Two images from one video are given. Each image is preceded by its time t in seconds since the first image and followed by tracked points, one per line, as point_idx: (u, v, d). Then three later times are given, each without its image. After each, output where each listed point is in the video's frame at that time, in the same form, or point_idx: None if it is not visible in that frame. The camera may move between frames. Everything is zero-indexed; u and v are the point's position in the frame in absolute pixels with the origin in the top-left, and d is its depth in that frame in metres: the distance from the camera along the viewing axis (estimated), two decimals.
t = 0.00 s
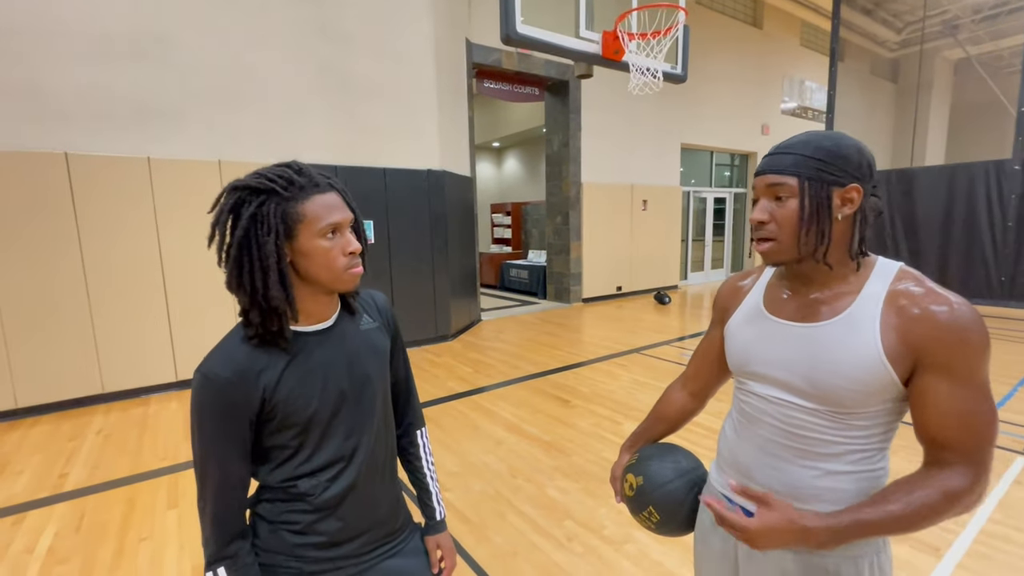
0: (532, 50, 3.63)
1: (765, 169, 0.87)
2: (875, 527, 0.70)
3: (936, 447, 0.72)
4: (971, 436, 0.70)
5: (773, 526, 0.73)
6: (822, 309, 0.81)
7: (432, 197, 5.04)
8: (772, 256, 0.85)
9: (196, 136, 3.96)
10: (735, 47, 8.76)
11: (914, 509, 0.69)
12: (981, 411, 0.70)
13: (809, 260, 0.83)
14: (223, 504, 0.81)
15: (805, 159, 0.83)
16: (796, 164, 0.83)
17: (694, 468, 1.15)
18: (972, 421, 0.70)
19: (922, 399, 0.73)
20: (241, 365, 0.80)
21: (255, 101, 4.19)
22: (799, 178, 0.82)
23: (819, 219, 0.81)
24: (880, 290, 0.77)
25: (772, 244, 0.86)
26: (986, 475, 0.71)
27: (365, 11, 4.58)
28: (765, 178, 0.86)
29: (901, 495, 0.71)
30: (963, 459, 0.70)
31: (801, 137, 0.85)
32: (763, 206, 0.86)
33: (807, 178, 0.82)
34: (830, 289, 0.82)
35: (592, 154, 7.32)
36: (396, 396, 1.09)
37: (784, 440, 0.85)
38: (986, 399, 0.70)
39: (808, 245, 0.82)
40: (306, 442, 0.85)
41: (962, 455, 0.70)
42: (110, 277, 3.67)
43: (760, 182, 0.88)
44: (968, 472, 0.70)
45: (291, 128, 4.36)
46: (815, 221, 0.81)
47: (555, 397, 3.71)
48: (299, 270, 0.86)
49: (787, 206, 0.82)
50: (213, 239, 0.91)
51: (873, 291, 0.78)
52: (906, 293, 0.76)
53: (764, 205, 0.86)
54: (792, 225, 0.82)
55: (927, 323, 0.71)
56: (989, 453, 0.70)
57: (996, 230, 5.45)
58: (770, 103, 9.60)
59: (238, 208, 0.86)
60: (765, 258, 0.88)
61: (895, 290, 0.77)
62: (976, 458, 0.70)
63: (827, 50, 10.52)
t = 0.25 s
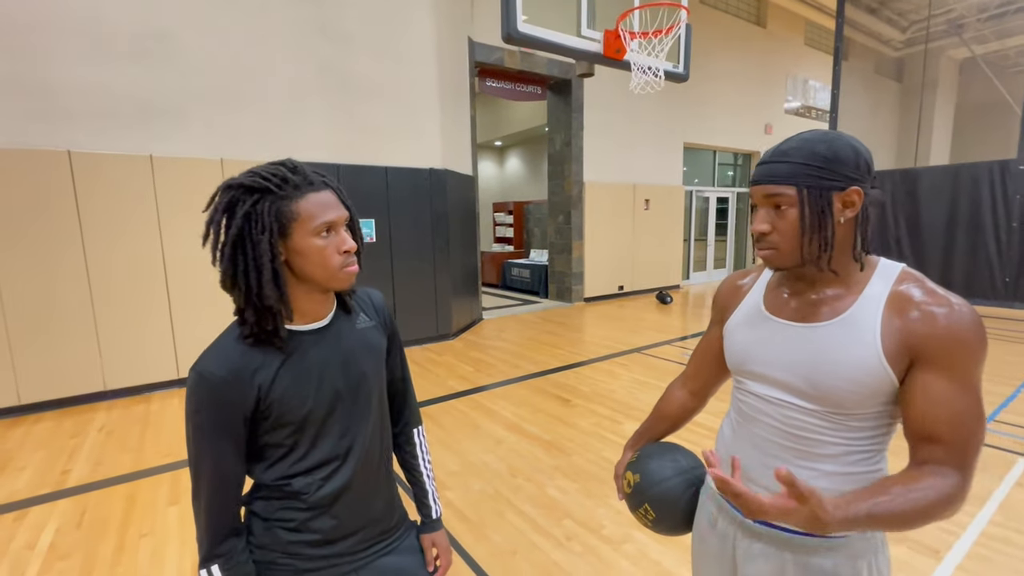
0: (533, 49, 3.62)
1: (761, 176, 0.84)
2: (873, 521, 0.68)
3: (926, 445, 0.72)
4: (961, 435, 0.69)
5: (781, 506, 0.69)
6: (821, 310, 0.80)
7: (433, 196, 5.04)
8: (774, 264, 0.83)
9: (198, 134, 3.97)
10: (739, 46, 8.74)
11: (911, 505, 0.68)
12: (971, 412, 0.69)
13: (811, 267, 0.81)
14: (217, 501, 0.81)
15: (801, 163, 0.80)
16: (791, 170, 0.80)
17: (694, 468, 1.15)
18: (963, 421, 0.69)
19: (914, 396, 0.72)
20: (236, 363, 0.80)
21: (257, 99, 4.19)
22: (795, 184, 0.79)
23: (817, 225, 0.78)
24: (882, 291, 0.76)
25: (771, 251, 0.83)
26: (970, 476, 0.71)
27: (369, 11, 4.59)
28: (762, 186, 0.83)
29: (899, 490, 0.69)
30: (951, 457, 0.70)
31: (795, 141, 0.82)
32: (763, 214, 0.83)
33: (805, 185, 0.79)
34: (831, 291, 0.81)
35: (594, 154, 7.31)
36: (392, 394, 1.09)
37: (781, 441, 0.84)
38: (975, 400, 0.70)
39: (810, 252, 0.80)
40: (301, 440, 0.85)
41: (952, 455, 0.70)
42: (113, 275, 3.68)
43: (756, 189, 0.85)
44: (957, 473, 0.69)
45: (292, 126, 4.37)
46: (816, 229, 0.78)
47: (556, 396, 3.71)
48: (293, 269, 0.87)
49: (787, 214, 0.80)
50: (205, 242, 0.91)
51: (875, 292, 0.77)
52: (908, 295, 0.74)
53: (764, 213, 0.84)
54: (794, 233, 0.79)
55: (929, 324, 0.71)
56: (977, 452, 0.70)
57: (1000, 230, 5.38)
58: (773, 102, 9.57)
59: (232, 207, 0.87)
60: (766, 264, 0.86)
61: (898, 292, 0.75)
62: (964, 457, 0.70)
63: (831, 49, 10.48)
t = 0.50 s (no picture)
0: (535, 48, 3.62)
1: (755, 175, 0.84)
2: (884, 537, 0.66)
3: (944, 453, 0.69)
4: (982, 443, 0.66)
5: (787, 548, 0.69)
6: (819, 311, 0.79)
7: (435, 195, 5.04)
8: (769, 263, 0.83)
9: (200, 133, 3.98)
10: (742, 45, 8.71)
11: (924, 517, 0.66)
12: (986, 416, 0.67)
13: (804, 265, 0.80)
14: (214, 499, 0.81)
15: (795, 161, 0.80)
16: (785, 168, 0.80)
17: (696, 467, 1.14)
18: (979, 426, 0.66)
19: (923, 403, 0.70)
20: (233, 362, 0.80)
21: (259, 98, 4.19)
22: (789, 182, 0.79)
23: (811, 223, 0.78)
24: (880, 291, 0.74)
25: (766, 250, 0.83)
26: (999, 482, 0.67)
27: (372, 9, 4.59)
28: (755, 184, 0.83)
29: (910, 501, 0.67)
30: (971, 466, 0.67)
31: (788, 139, 0.82)
32: (756, 212, 0.83)
33: (795, 182, 0.79)
34: (829, 291, 0.79)
35: (596, 153, 7.30)
36: (391, 394, 1.09)
37: (780, 443, 0.83)
38: (992, 402, 0.67)
39: (800, 249, 0.79)
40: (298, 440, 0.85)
41: (971, 461, 0.67)
42: (115, 273, 3.68)
43: (750, 188, 0.85)
44: (979, 480, 0.67)
45: (294, 125, 4.37)
46: (807, 225, 0.78)
47: (557, 395, 3.71)
48: (290, 267, 0.86)
49: (780, 212, 0.79)
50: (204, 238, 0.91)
51: (873, 292, 0.75)
52: (907, 294, 0.72)
53: (756, 211, 0.84)
54: (783, 231, 0.79)
55: (927, 326, 0.68)
56: (1002, 459, 0.67)
57: (1004, 231, 5.35)
58: (776, 101, 9.54)
59: (230, 205, 0.87)
60: (761, 264, 0.85)
61: (896, 290, 0.74)
62: (987, 465, 0.67)
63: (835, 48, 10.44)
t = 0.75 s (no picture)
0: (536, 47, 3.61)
1: (753, 174, 0.83)
2: (888, 540, 0.67)
3: (948, 455, 0.69)
4: (986, 445, 0.67)
5: (799, 555, 0.70)
6: (821, 312, 0.78)
7: (436, 194, 5.04)
8: (767, 263, 0.82)
9: (202, 132, 3.98)
10: (744, 44, 8.69)
11: (927, 520, 0.67)
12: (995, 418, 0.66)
13: (804, 265, 0.79)
14: (212, 499, 0.81)
15: (792, 160, 0.79)
16: (783, 167, 0.79)
17: (698, 467, 1.14)
18: (986, 429, 0.66)
19: (930, 405, 0.70)
20: (231, 362, 0.80)
21: (261, 97, 4.20)
22: (786, 180, 0.78)
23: (808, 221, 0.77)
24: (885, 294, 0.73)
25: (764, 250, 0.82)
26: (1002, 481, 0.68)
27: (373, 8, 4.58)
28: (753, 183, 0.83)
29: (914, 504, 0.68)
30: (976, 468, 0.67)
31: (785, 139, 0.82)
32: (754, 212, 0.83)
33: (793, 181, 0.78)
34: (830, 292, 0.79)
35: (597, 152, 7.28)
36: (390, 393, 1.09)
37: (781, 445, 0.82)
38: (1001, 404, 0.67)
39: (797, 249, 0.78)
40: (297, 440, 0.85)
41: (978, 463, 0.67)
42: (116, 271, 3.69)
43: (748, 187, 0.85)
44: (984, 481, 0.67)
45: (295, 124, 4.37)
46: (804, 224, 0.76)
47: (557, 395, 3.71)
48: (289, 266, 0.86)
49: (778, 211, 0.79)
50: (201, 237, 0.91)
51: (877, 295, 0.74)
52: (913, 296, 0.72)
53: (753, 212, 0.83)
54: (780, 230, 0.78)
55: (935, 329, 0.68)
56: (1005, 459, 0.67)
57: (1007, 231, 5.32)
58: (778, 101, 9.52)
59: (228, 204, 0.87)
60: (760, 264, 0.85)
61: (902, 293, 0.73)
62: (990, 466, 0.67)
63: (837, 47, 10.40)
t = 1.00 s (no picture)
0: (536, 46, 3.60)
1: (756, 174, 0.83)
2: (883, 535, 0.67)
3: (949, 455, 0.69)
4: (990, 445, 0.65)
5: (782, 542, 0.71)
6: (824, 313, 0.78)
7: (437, 193, 5.04)
8: (772, 263, 0.82)
9: (202, 131, 3.98)
10: (745, 44, 8.67)
11: (923, 517, 0.66)
12: (999, 418, 0.65)
13: (808, 265, 0.78)
14: (212, 498, 0.81)
15: (795, 159, 0.79)
16: (786, 166, 0.79)
17: (695, 470, 1.14)
18: (990, 427, 0.65)
19: (933, 404, 0.69)
20: (231, 361, 0.79)
21: (261, 96, 4.19)
22: (790, 180, 0.78)
23: (812, 221, 0.76)
24: (888, 293, 0.73)
25: (768, 250, 0.82)
26: (1008, 484, 0.66)
27: (373, 7, 4.58)
28: (757, 183, 0.83)
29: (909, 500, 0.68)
30: (979, 470, 0.66)
31: (789, 138, 0.82)
32: (758, 212, 0.82)
33: (800, 180, 0.77)
34: (833, 292, 0.78)
35: (598, 152, 7.27)
36: (390, 394, 1.09)
37: (783, 446, 0.82)
38: (1005, 403, 0.66)
39: (804, 249, 0.78)
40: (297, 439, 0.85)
41: (980, 463, 0.66)
42: (116, 270, 3.69)
43: (752, 187, 0.84)
44: (988, 482, 0.66)
45: (296, 123, 4.36)
46: (809, 224, 0.76)
47: (558, 395, 3.70)
48: (289, 266, 0.86)
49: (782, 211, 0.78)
50: (201, 236, 0.91)
51: (880, 294, 0.74)
52: (915, 295, 0.71)
53: (759, 211, 0.83)
54: (787, 230, 0.78)
55: (935, 325, 0.68)
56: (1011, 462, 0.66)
57: (1009, 231, 5.31)
58: (779, 100, 9.51)
59: (228, 203, 0.86)
60: (764, 264, 0.84)
61: (904, 291, 0.73)
62: (996, 468, 0.66)
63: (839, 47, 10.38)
